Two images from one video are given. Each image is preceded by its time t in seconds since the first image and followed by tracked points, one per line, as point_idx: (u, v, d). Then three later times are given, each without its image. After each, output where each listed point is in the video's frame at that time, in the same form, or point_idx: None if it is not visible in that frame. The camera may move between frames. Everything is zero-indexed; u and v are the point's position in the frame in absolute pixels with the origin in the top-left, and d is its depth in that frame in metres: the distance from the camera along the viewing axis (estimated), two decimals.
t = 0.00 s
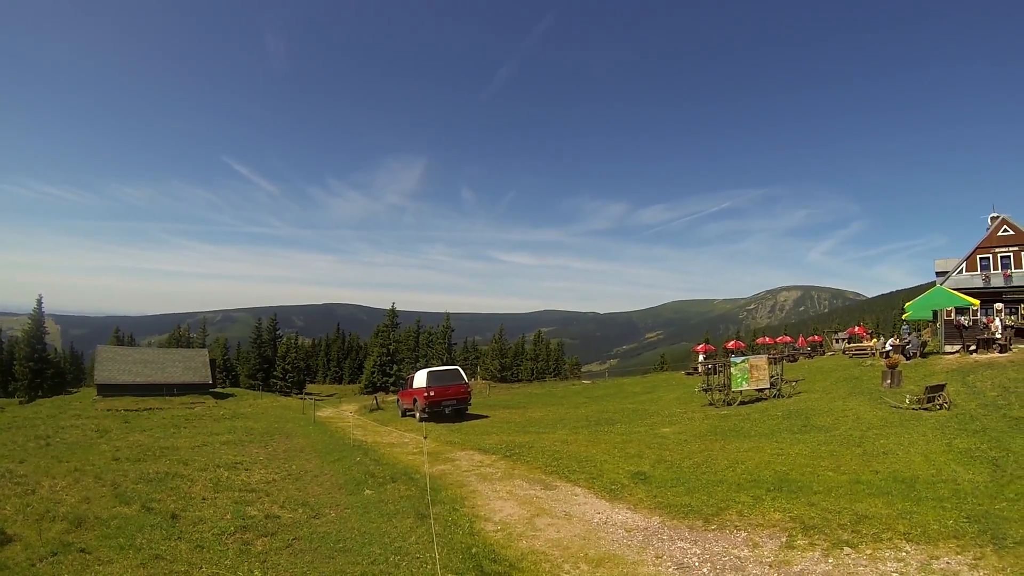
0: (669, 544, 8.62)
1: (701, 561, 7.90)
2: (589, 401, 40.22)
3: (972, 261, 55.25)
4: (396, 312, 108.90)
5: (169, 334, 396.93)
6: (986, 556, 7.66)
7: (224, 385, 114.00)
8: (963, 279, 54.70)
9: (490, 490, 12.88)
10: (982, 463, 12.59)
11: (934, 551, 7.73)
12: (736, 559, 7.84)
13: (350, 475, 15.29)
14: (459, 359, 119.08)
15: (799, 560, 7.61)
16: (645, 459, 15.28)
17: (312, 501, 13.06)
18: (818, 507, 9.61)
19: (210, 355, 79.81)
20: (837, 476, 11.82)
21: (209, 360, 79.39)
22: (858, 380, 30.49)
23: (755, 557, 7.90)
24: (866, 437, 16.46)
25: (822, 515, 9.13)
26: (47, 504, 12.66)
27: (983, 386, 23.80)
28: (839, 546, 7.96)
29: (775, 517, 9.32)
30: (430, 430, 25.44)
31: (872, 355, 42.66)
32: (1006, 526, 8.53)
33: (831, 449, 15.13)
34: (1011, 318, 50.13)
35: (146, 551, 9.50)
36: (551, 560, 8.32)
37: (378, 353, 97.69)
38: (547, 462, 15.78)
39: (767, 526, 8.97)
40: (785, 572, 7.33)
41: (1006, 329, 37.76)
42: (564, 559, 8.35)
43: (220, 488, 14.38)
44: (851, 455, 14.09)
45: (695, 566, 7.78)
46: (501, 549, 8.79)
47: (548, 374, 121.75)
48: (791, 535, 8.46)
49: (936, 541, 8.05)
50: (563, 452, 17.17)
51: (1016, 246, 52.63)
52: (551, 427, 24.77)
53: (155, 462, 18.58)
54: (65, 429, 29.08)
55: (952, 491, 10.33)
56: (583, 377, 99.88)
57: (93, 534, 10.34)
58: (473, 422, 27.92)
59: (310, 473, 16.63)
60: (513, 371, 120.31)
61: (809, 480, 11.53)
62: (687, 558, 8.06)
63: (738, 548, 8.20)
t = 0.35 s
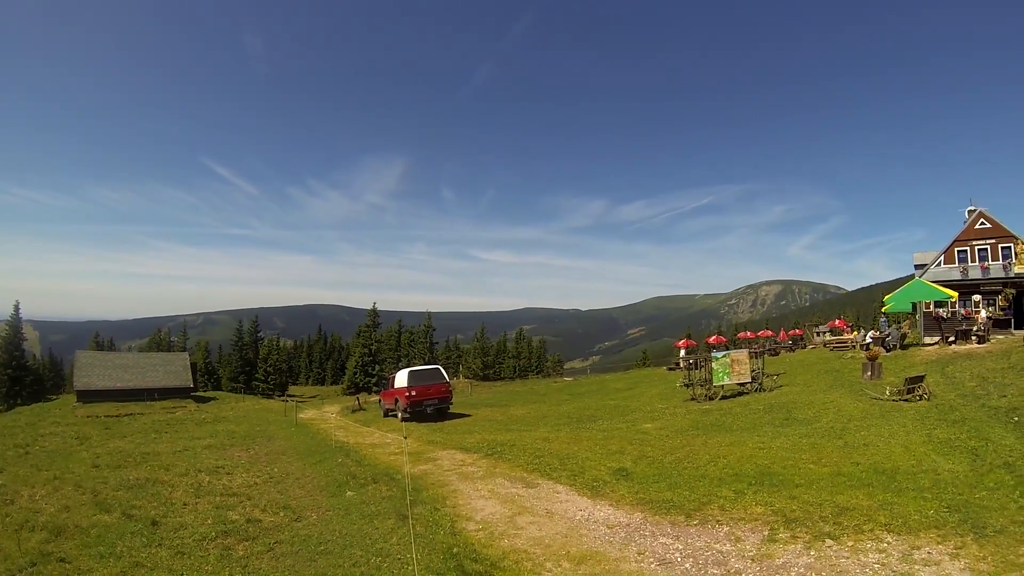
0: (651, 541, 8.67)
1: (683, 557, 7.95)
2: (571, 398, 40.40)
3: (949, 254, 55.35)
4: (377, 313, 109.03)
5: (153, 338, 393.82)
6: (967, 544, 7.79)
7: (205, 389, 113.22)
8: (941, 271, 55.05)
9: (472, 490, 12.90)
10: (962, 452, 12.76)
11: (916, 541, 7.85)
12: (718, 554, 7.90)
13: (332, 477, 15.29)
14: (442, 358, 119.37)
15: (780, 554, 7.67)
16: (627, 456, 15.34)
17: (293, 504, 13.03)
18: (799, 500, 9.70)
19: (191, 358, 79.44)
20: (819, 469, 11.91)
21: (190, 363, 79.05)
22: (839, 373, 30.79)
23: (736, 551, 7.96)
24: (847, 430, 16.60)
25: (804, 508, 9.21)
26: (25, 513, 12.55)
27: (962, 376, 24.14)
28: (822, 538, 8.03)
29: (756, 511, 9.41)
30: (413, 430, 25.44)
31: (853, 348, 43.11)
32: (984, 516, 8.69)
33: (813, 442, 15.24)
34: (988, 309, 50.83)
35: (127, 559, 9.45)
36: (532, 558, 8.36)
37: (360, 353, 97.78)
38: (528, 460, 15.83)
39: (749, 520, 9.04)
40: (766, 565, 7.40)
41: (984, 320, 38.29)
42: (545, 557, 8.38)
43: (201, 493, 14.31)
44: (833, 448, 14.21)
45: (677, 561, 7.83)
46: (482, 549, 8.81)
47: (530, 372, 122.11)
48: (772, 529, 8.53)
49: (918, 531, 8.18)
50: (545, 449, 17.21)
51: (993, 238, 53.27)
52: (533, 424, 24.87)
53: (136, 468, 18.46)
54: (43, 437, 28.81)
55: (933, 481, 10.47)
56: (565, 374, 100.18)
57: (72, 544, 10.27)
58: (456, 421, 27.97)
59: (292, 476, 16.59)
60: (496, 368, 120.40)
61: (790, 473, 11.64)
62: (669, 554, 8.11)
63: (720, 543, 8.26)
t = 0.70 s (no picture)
0: (618, 548, 8.70)
1: (650, 564, 7.99)
2: (542, 404, 40.47)
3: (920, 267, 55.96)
4: (350, 314, 108.61)
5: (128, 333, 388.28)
6: (933, 553, 7.94)
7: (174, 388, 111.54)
8: (912, 283, 55.57)
9: (439, 494, 12.89)
10: (928, 462, 12.98)
11: (882, 549, 7.96)
12: (685, 561, 7.95)
13: (299, 480, 15.23)
14: (413, 362, 118.99)
15: (749, 561, 7.74)
16: (596, 462, 15.41)
17: (259, 506, 12.94)
18: (768, 508, 9.81)
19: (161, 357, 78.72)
20: (788, 477, 12.04)
21: (160, 362, 78.29)
22: (810, 382, 31.13)
23: (704, 558, 8.02)
24: (816, 439, 16.80)
25: (772, 516, 9.32)
26: None
27: (930, 386, 24.56)
28: (788, 546, 8.11)
29: (725, 519, 9.49)
30: (383, 433, 25.32)
31: (824, 357, 43.61)
32: (949, 525, 8.87)
33: (782, 451, 15.41)
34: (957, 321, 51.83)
35: (89, 560, 9.33)
36: (499, 564, 8.37)
37: (332, 354, 97.48)
38: (497, 465, 15.85)
39: (716, 528, 9.12)
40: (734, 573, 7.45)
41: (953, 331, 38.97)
42: (512, 563, 8.39)
43: (166, 494, 14.17)
44: (801, 456, 14.37)
45: (645, 569, 7.87)
46: (448, 554, 8.81)
47: (502, 376, 121.83)
48: (740, 537, 8.60)
49: (884, 539, 8.31)
50: (514, 455, 17.22)
51: (963, 252, 53.65)
52: (503, 429, 24.91)
53: (100, 468, 18.19)
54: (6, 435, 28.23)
55: (901, 490, 10.65)
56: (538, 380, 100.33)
57: (32, 545, 10.08)
58: (426, 425, 27.94)
59: (259, 477, 16.49)
60: (468, 372, 120.12)
61: (759, 481, 11.76)
62: (637, 560, 8.15)
63: (687, 550, 8.32)
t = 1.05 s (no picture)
0: (587, 541, 8.74)
1: (618, 558, 8.03)
2: (513, 396, 40.61)
3: (891, 269, 57.52)
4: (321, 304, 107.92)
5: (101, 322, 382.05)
6: (897, 548, 8.09)
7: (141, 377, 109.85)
8: (881, 283, 57.40)
9: (408, 486, 12.86)
10: (894, 459, 13.25)
11: (849, 545, 8.10)
12: (653, 555, 8.01)
13: (268, 471, 15.10)
14: (384, 352, 118.83)
15: (716, 556, 7.81)
16: (565, 455, 15.47)
17: (227, 498, 12.82)
18: (736, 504, 9.92)
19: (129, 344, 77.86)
20: (756, 473, 12.19)
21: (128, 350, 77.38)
22: (779, 380, 31.58)
23: (671, 552, 8.09)
24: (785, 435, 17.02)
25: (740, 512, 9.43)
26: None
27: (897, 386, 25.05)
28: (756, 541, 8.21)
29: (693, 513, 9.59)
30: (352, 424, 25.21)
31: (794, 355, 44.32)
32: (914, 522, 9.07)
33: (750, 446, 15.59)
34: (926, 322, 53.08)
35: (51, 554, 9.14)
36: (466, 557, 8.37)
37: (303, 344, 99.44)
38: (465, 457, 15.85)
39: (685, 523, 9.20)
40: (701, 567, 7.52)
41: (920, 332, 39.80)
42: (479, 556, 8.41)
43: (132, 485, 13.95)
44: (769, 452, 14.55)
45: (612, 563, 7.91)
46: (415, 547, 8.79)
47: (472, 368, 121.49)
48: (707, 531, 8.69)
49: (851, 535, 8.44)
50: (484, 447, 17.21)
51: (932, 255, 55.79)
52: (473, 421, 24.91)
53: (65, 458, 17.87)
54: None
55: (867, 487, 10.82)
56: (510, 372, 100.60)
57: None
58: (396, 416, 27.86)
59: (227, 468, 16.33)
60: (438, 363, 119.76)
61: (728, 477, 11.89)
62: (605, 554, 8.19)
63: (655, 545, 8.38)
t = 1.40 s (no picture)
0: (569, 539, 8.75)
1: (600, 556, 8.05)
2: (493, 394, 40.70)
3: (870, 267, 58.34)
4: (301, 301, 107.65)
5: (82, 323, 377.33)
6: (877, 543, 8.16)
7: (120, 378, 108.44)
8: (861, 282, 57.91)
9: (389, 485, 12.82)
10: (874, 455, 13.39)
11: (831, 540, 8.16)
12: (636, 553, 8.03)
13: (248, 472, 14.98)
14: (364, 350, 118.60)
15: (698, 553, 7.85)
16: (546, 453, 15.49)
17: (207, 499, 12.69)
18: (717, 501, 9.98)
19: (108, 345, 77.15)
20: (738, 470, 12.28)
21: (106, 350, 76.72)
22: (760, 377, 31.87)
23: (654, 550, 8.12)
24: (766, 431, 17.14)
25: (721, 508, 9.48)
26: None
27: (875, 382, 25.39)
28: (738, 538, 8.26)
29: (675, 510, 9.62)
30: (333, 423, 25.13)
31: (773, 353, 44.89)
32: (894, 516, 9.18)
33: (732, 443, 15.66)
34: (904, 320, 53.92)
35: (29, 560, 8.99)
36: (448, 557, 8.36)
37: (283, 343, 98.27)
38: (447, 456, 15.83)
39: (667, 520, 9.24)
40: (683, 565, 7.56)
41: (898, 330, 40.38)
42: (461, 556, 8.40)
43: (110, 488, 13.78)
44: (750, 449, 14.64)
45: (594, 561, 7.93)
46: (396, 547, 8.76)
47: (453, 366, 121.16)
48: (689, 528, 8.73)
49: (832, 530, 8.50)
50: (465, 446, 17.19)
51: (910, 254, 56.50)
52: (453, 420, 24.88)
53: (42, 462, 17.64)
54: None
55: (847, 483, 10.93)
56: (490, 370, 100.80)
57: None
58: (377, 415, 27.81)
59: (207, 469, 16.19)
60: (419, 362, 119.42)
61: (710, 474, 11.97)
62: (587, 552, 8.20)
63: (638, 542, 8.40)
